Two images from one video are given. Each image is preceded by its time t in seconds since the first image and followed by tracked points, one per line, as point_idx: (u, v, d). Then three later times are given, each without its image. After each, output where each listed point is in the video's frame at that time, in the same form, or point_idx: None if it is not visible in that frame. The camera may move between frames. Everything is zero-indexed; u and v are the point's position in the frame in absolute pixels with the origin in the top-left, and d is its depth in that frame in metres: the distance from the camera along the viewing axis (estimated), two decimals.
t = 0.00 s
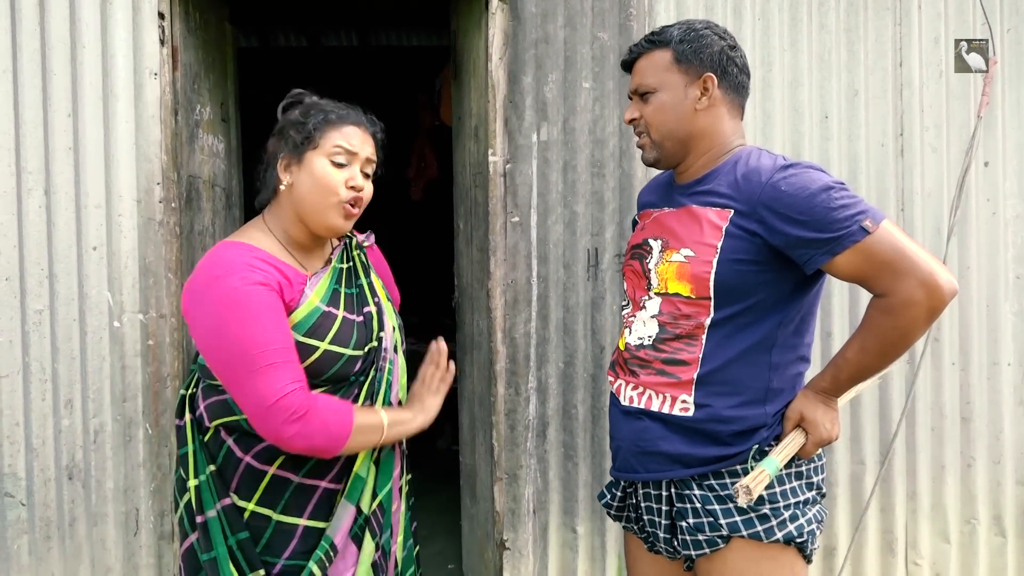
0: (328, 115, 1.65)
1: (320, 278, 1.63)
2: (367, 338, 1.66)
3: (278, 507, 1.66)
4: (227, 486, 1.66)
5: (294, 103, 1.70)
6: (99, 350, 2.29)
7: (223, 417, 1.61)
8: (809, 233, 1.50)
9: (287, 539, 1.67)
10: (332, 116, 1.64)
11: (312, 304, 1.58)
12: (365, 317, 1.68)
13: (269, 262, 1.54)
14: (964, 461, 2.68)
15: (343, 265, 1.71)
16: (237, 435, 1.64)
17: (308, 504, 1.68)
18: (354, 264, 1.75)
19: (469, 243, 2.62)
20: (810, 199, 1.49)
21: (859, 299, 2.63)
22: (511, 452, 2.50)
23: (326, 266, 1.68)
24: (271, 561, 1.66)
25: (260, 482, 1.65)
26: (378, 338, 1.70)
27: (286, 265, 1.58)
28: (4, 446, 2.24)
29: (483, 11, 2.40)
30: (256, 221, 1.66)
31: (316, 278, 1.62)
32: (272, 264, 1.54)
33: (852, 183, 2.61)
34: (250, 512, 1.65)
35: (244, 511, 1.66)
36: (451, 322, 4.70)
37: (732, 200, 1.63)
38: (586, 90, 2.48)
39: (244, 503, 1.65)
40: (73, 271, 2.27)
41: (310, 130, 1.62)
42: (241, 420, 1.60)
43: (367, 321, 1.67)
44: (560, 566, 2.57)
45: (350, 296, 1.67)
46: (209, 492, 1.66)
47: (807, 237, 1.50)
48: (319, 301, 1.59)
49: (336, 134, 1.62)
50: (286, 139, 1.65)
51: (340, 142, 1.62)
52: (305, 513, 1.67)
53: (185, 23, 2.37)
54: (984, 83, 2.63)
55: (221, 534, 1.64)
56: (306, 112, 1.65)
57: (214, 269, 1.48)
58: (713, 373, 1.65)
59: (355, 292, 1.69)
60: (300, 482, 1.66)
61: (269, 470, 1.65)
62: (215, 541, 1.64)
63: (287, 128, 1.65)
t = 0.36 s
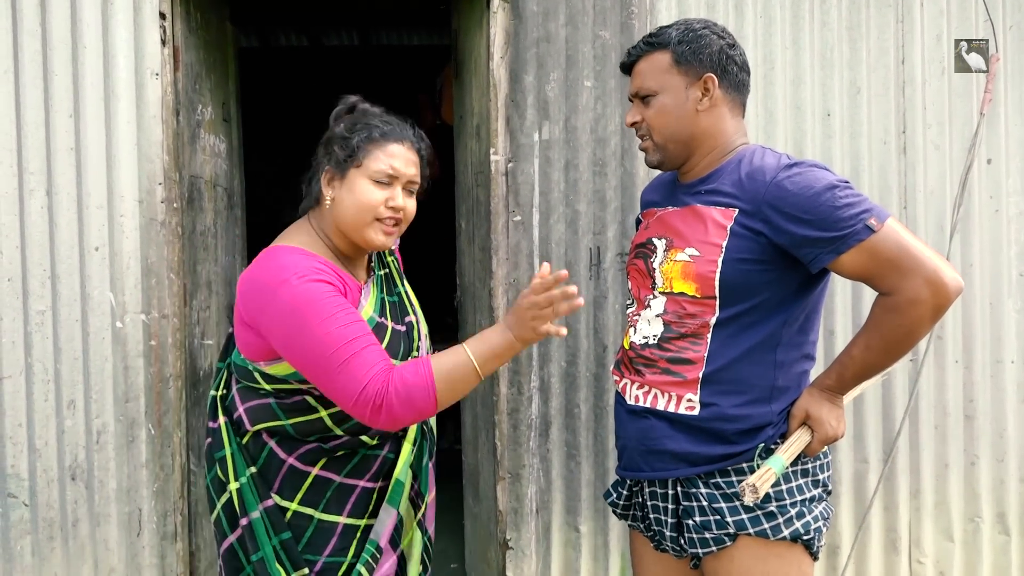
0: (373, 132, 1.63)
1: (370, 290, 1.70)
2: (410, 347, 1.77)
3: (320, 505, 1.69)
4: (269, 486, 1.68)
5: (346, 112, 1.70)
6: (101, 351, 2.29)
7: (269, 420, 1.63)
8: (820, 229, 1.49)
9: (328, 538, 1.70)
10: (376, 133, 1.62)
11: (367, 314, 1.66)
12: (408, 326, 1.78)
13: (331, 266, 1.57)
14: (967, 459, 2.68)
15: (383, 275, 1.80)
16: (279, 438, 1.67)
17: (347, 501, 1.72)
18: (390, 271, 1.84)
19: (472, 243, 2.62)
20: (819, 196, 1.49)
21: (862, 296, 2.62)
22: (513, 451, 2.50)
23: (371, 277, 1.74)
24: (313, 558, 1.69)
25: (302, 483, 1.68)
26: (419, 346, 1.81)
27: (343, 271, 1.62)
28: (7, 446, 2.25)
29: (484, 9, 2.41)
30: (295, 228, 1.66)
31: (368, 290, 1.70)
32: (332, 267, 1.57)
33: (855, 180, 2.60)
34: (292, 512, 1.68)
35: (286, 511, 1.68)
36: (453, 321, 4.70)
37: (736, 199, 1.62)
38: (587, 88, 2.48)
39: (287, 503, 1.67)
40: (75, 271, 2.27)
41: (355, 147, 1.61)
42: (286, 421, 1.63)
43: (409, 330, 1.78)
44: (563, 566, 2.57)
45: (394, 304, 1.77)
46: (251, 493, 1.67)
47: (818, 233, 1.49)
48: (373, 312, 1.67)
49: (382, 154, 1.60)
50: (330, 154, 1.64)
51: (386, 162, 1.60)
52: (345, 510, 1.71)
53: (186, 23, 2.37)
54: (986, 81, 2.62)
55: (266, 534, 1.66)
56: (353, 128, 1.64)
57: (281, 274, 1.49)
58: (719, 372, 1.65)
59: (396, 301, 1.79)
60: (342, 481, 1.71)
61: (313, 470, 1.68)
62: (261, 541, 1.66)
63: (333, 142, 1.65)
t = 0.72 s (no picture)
0: (379, 110, 1.72)
1: (382, 272, 1.69)
2: (427, 330, 1.76)
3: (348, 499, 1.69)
4: (296, 480, 1.67)
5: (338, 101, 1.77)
6: (100, 348, 2.28)
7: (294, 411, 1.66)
8: (813, 233, 1.50)
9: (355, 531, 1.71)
10: (384, 111, 1.72)
11: (376, 299, 1.64)
12: (424, 310, 1.77)
13: (339, 260, 1.60)
14: (966, 458, 2.68)
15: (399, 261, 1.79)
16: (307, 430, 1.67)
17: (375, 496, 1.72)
18: (408, 259, 1.85)
19: (471, 240, 2.62)
20: (818, 195, 1.49)
21: (861, 295, 2.62)
22: (513, 449, 2.50)
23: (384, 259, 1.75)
24: (339, 551, 1.70)
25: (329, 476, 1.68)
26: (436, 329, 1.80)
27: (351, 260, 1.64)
28: (6, 443, 2.25)
29: (484, 7, 2.42)
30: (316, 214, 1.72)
31: (378, 273, 1.69)
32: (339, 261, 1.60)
33: (855, 179, 2.60)
34: (320, 505, 1.68)
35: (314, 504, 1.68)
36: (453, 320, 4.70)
37: (736, 199, 1.62)
38: (587, 86, 2.48)
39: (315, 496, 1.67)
40: (74, 268, 2.27)
41: (366, 127, 1.70)
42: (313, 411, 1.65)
43: (425, 314, 1.77)
44: (562, 564, 2.57)
45: (409, 289, 1.76)
46: (277, 486, 1.68)
47: (816, 235, 1.50)
48: (382, 294, 1.66)
49: (393, 129, 1.71)
50: (340, 138, 1.71)
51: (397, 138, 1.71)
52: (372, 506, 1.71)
53: (186, 19, 2.36)
54: (987, 80, 2.62)
55: (291, 526, 1.68)
56: (356, 108, 1.71)
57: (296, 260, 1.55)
58: (720, 370, 1.65)
59: (413, 285, 1.79)
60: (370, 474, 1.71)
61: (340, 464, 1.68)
62: (286, 534, 1.68)
63: (339, 127, 1.71)
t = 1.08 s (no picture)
0: (378, 107, 1.73)
1: (362, 264, 1.71)
2: (411, 323, 1.74)
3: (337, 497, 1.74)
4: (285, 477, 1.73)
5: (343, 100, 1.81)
6: (100, 346, 2.28)
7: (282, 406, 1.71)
8: (811, 232, 1.50)
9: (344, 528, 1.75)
10: (382, 107, 1.73)
11: (353, 291, 1.66)
12: (410, 303, 1.76)
13: (310, 249, 1.63)
14: (964, 457, 2.68)
15: (389, 255, 1.78)
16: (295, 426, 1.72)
17: (363, 494, 1.75)
18: (399, 252, 1.83)
19: (471, 239, 2.62)
20: (817, 194, 1.49)
21: (860, 294, 2.62)
22: (511, 448, 2.50)
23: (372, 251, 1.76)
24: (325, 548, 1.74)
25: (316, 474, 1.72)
26: (424, 323, 1.79)
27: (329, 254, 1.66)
28: (5, 442, 2.25)
29: (483, 5, 2.40)
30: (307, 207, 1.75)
31: (358, 265, 1.70)
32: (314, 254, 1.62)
33: (854, 178, 2.60)
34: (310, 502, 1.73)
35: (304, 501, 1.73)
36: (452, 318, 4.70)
37: (734, 199, 1.62)
38: (587, 85, 2.48)
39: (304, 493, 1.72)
40: (73, 266, 2.27)
41: (362, 122, 1.70)
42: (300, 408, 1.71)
43: (411, 307, 1.76)
44: (560, 562, 2.57)
45: (394, 281, 1.76)
46: (266, 483, 1.73)
47: (815, 233, 1.50)
48: (359, 286, 1.67)
49: (387, 124, 1.71)
50: (337, 133, 1.73)
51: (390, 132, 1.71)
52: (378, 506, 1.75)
53: (185, 17, 2.36)
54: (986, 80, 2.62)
55: (277, 525, 1.73)
56: (355, 105, 1.73)
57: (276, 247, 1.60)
58: (720, 370, 1.65)
59: (399, 278, 1.78)
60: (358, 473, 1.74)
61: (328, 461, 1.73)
62: (270, 532, 1.74)
63: (338, 121, 1.73)
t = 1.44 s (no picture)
0: (418, 139, 1.57)
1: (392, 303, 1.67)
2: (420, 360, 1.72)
3: (312, 507, 1.67)
4: (261, 485, 1.66)
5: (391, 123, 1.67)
6: (100, 346, 2.29)
7: (271, 422, 1.61)
8: (813, 231, 1.50)
9: (318, 539, 1.69)
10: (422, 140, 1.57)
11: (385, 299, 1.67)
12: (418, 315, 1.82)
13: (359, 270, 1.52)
14: (964, 458, 2.69)
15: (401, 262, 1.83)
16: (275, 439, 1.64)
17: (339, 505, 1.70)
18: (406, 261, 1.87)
19: (471, 240, 2.63)
20: (819, 193, 1.49)
21: (859, 296, 2.62)
22: (511, 448, 2.50)
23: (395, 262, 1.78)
24: (303, 556, 1.67)
25: (296, 482, 1.66)
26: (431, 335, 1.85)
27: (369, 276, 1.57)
28: (5, 441, 2.25)
29: (483, 6, 2.41)
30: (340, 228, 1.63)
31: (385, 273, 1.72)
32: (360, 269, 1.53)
33: (853, 180, 2.61)
34: (284, 512, 1.66)
35: (278, 510, 1.66)
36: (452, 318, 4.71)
37: (734, 199, 1.63)
38: (587, 86, 2.48)
39: (279, 503, 1.65)
40: (74, 266, 2.27)
41: (400, 154, 1.55)
42: (288, 428, 1.60)
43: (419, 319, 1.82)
44: (560, 562, 2.57)
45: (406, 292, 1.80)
46: (240, 491, 1.66)
47: (816, 233, 1.50)
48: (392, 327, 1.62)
49: (426, 160, 1.54)
50: (374, 161, 1.58)
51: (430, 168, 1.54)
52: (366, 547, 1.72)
53: (186, 17, 2.36)
54: (985, 81, 2.63)
55: (250, 535, 1.65)
56: (396, 134, 1.58)
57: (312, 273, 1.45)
58: (720, 370, 1.65)
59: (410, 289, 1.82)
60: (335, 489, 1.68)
61: (303, 475, 1.66)
62: (242, 542, 1.65)
63: (377, 150, 1.59)
